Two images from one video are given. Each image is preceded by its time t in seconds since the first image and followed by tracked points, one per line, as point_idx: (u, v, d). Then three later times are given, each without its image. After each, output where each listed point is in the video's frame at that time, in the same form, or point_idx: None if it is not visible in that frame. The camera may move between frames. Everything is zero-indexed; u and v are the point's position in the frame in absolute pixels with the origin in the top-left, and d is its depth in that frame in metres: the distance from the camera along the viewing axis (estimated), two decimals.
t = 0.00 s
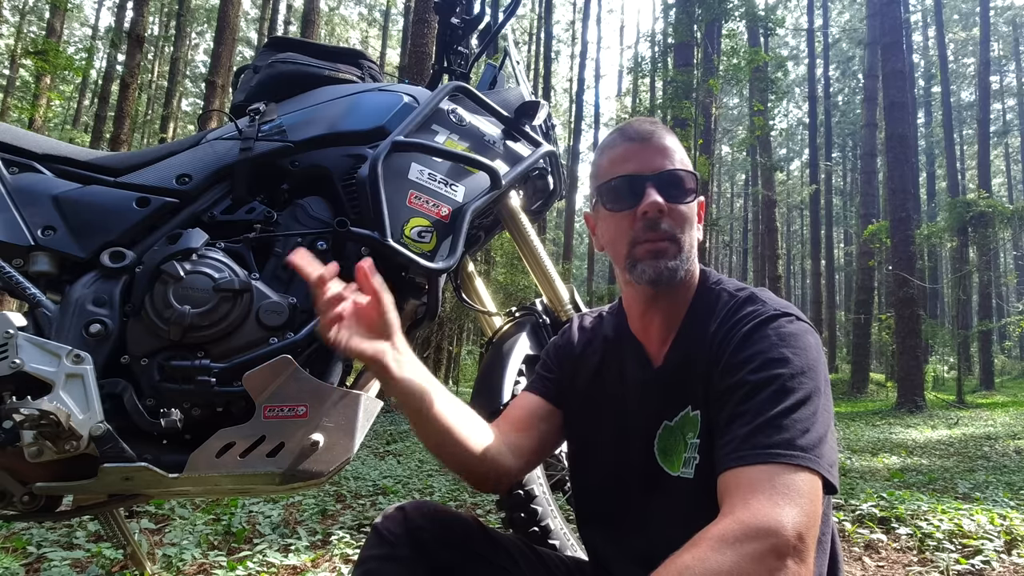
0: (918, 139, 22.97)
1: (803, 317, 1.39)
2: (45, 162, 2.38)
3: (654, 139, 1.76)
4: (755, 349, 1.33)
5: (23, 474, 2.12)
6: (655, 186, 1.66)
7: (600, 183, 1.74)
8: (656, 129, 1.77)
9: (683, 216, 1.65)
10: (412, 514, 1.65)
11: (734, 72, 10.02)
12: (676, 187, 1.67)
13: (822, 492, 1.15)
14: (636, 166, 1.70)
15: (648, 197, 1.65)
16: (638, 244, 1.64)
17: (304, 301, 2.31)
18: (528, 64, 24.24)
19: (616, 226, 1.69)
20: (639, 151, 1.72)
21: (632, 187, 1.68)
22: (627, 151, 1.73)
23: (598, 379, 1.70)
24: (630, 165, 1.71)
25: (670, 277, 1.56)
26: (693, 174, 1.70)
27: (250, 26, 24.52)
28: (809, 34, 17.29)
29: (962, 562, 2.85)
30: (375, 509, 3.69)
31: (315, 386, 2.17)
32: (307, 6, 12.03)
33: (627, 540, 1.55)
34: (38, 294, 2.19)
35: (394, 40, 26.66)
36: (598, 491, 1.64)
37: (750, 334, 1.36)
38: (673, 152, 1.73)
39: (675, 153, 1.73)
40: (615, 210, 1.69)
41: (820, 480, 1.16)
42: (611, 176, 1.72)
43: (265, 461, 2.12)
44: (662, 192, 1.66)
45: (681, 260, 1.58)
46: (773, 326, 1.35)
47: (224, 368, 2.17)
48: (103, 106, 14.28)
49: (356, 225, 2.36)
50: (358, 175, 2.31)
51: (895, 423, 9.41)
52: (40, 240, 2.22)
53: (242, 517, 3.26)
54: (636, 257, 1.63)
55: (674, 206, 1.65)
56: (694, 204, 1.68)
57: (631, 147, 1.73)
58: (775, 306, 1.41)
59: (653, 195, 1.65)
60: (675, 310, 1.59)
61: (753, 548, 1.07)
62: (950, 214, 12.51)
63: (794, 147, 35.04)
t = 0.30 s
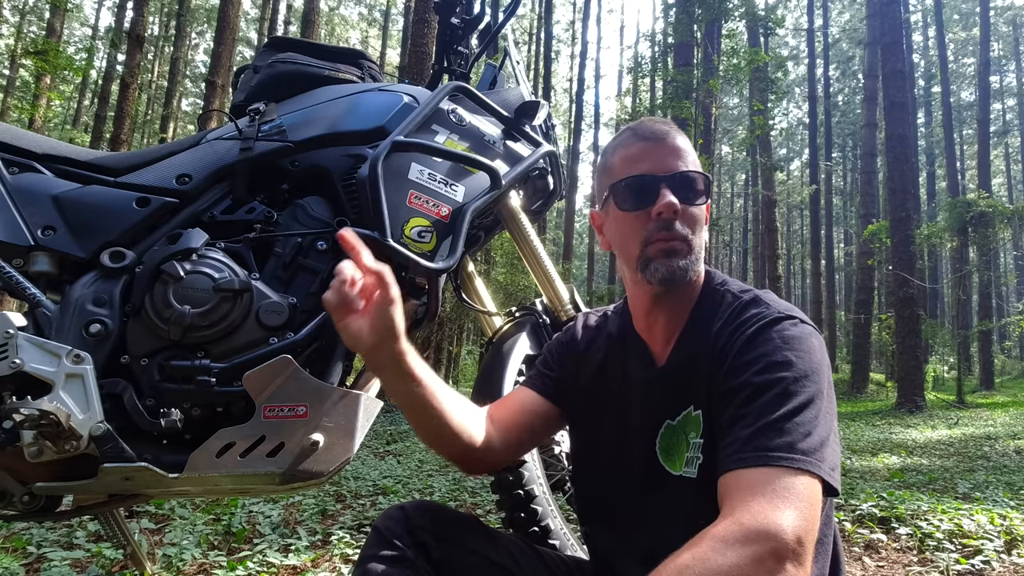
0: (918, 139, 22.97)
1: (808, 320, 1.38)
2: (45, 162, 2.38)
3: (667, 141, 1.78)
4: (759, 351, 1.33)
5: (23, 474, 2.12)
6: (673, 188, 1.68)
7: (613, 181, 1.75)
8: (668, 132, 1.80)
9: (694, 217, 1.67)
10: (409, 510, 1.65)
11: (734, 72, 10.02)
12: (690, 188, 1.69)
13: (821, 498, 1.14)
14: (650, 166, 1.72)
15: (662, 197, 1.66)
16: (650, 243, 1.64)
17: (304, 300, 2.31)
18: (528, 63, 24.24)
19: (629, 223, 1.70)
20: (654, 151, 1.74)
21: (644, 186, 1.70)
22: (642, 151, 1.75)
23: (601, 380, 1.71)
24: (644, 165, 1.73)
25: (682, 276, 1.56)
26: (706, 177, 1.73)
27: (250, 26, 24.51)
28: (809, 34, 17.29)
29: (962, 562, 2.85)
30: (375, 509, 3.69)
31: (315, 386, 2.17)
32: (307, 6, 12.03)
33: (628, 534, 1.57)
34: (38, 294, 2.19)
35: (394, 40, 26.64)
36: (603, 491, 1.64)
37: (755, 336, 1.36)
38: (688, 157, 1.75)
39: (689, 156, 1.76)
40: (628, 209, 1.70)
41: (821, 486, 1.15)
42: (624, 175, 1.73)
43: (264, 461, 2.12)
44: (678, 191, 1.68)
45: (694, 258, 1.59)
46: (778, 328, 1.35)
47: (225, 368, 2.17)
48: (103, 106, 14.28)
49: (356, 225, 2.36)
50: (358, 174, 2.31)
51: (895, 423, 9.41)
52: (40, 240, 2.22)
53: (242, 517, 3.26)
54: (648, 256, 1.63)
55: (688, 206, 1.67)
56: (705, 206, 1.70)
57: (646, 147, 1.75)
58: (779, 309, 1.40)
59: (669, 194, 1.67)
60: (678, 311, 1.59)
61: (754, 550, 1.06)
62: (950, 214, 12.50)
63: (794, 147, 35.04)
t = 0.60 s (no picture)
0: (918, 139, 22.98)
1: (812, 323, 1.38)
2: (45, 162, 2.38)
3: (649, 134, 1.74)
4: (766, 354, 1.32)
5: (23, 474, 2.12)
6: (650, 182, 1.64)
7: (596, 182, 1.74)
8: (650, 125, 1.76)
9: (676, 208, 1.62)
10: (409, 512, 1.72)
11: (734, 72, 10.01)
12: (667, 180, 1.64)
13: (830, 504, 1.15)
14: (629, 162, 1.69)
15: (636, 190, 1.64)
16: (630, 238, 1.62)
17: (304, 300, 2.31)
18: (528, 64, 24.24)
19: (613, 222, 1.68)
20: (632, 147, 1.71)
21: (624, 183, 1.68)
22: (621, 147, 1.73)
23: (602, 384, 1.70)
24: (622, 161, 1.70)
25: (663, 272, 1.56)
26: (689, 167, 1.66)
27: (250, 26, 24.51)
28: (809, 34, 17.28)
29: (962, 562, 2.85)
30: (375, 509, 3.69)
31: (315, 386, 2.17)
32: (307, 6, 12.03)
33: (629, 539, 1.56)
34: (38, 294, 2.19)
35: (394, 40, 26.61)
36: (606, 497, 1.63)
37: (761, 339, 1.36)
38: (669, 149, 1.70)
39: (671, 145, 1.71)
40: (610, 208, 1.69)
41: (830, 492, 1.16)
42: (605, 174, 1.72)
43: (264, 461, 2.12)
44: (653, 187, 1.64)
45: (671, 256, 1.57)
46: (783, 331, 1.35)
47: (224, 368, 2.17)
48: (103, 106, 14.28)
49: (356, 225, 2.35)
50: (358, 175, 2.31)
51: (896, 423, 9.41)
52: (40, 240, 2.23)
53: (242, 517, 3.26)
54: (629, 253, 1.62)
55: (666, 198, 1.63)
56: (689, 195, 1.64)
57: (625, 143, 1.72)
58: (784, 311, 1.40)
59: (644, 188, 1.63)
60: (673, 314, 1.58)
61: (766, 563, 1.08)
62: (950, 213, 12.50)
63: (794, 147, 35.04)
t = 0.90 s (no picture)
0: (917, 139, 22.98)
1: (803, 325, 1.37)
2: (45, 162, 2.38)
3: (619, 136, 1.72)
4: (759, 359, 1.32)
5: (23, 474, 2.12)
6: (612, 187, 1.62)
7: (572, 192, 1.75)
8: (621, 127, 1.74)
9: (643, 207, 1.59)
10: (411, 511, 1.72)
11: (734, 72, 10.02)
12: (631, 182, 1.60)
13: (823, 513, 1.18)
14: (596, 167, 1.68)
15: (600, 196, 1.63)
16: (600, 244, 1.62)
17: (304, 301, 2.31)
18: (528, 63, 24.26)
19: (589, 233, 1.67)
20: (599, 153, 1.70)
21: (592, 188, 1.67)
22: (591, 154, 1.72)
23: (595, 384, 1.70)
24: (590, 168, 1.70)
25: (633, 274, 1.56)
26: (654, 164, 1.62)
27: (250, 27, 24.51)
28: (809, 34, 17.28)
29: (962, 562, 2.85)
30: (375, 509, 3.69)
31: (315, 386, 2.17)
32: (307, 6, 12.03)
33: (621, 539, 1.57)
34: (38, 294, 2.20)
35: (394, 40, 26.61)
36: (599, 498, 1.63)
37: (752, 342, 1.35)
38: (636, 149, 1.66)
39: (638, 144, 1.67)
40: (583, 216, 1.70)
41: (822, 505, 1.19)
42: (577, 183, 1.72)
43: (264, 461, 2.12)
44: (615, 191, 1.61)
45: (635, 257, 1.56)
46: (774, 335, 1.34)
47: (224, 368, 2.18)
48: (103, 106, 14.28)
49: (357, 225, 2.35)
50: (358, 175, 2.31)
51: (896, 423, 9.42)
52: (40, 240, 2.23)
53: (242, 517, 3.26)
54: (599, 257, 1.61)
55: (630, 198, 1.59)
56: (657, 192, 1.60)
57: (594, 150, 1.71)
58: (775, 314, 1.39)
59: (605, 193, 1.62)
60: (659, 316, 1.57)
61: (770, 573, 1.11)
62: (950, 213, 12.51)
63: (794, 147, 35.04)
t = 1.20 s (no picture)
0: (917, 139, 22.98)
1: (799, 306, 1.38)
2: (45, 162, 2.38)
3: (603, 138, 1.74)
4: (762, 346, 1.31)
5: (23, 474, 2.12)
6: (590, 196, 1.66)
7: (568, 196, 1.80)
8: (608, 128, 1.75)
9: (619, 211, 1.61)
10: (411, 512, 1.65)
11: (734, 72, 10.02)
12: (607, 184, 1.64)
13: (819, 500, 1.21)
14: (580, 173, 1.72)
15: (579, 204, 1.68)
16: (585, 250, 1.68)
17: (304, 301, 2.31)
18: (528, 63, 24.26)
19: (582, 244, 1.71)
20: (582, 162, 1.74)
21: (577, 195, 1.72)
22: (578, 159, 1.76)
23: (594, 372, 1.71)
24: (576, 176, 1.75)
25: (614, 276, 1.59)
26: (631, 166, 1.63)
27: (250, 26, 24.50)
28: (809, 34, 17.28)
29: (962, 562, 2.85)
30: (375, 509, 3.69)
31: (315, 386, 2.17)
32: (307, 6, 12.02)
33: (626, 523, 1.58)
34: (38, 294, 2.20)
35: (394, 40, 26.61)
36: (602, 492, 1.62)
37: (753, 329, 1.34)
38: (613, 150, 1.67)
39: (618, 143, 1.68)
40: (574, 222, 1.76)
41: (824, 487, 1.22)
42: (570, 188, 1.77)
43: (265, 461, 2.12)
44: (590, 199, 1.65)
45: (612, 259, 1.60)
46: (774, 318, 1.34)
47: (224, 368, 2.18)
48: (102, 106, 14.27)
49: (357, 225, 2.35)
50: (358, 175, 2.31)
51: (896, 423, 9.41)
52: (40, 240, 2.23)
53: (242, 517, 3.26)
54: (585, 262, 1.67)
55: (606, 203, 1.63)
56: (633, 192, 1.62)
57: (577, 160, 1.75)
58: (772, 297, 1.39)
59: (583, 201, 1.67)
60: (661, 307, 1.59)
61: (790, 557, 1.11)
62: (950, 213, 12.51)
63: (794, 147, 35.04)
